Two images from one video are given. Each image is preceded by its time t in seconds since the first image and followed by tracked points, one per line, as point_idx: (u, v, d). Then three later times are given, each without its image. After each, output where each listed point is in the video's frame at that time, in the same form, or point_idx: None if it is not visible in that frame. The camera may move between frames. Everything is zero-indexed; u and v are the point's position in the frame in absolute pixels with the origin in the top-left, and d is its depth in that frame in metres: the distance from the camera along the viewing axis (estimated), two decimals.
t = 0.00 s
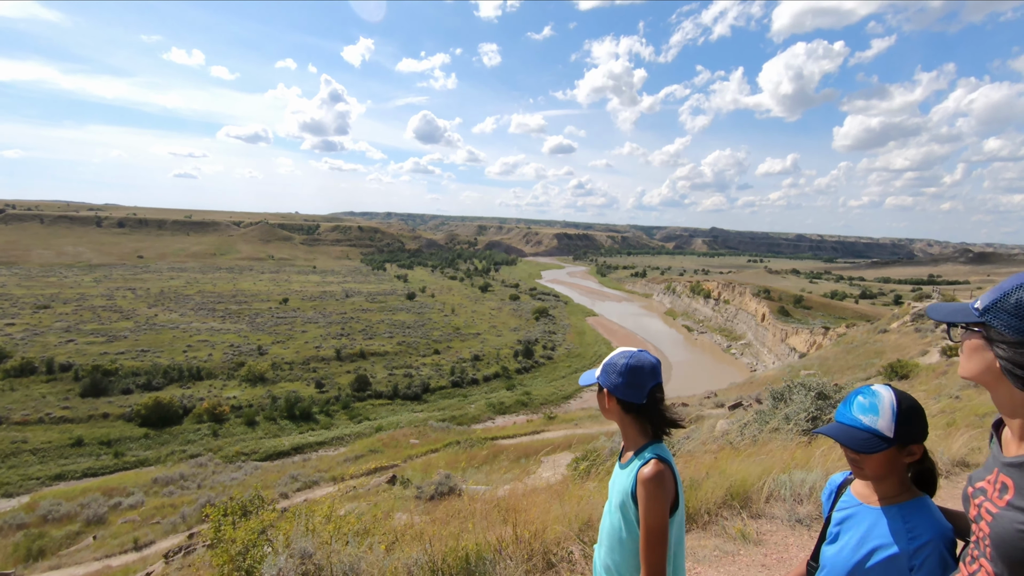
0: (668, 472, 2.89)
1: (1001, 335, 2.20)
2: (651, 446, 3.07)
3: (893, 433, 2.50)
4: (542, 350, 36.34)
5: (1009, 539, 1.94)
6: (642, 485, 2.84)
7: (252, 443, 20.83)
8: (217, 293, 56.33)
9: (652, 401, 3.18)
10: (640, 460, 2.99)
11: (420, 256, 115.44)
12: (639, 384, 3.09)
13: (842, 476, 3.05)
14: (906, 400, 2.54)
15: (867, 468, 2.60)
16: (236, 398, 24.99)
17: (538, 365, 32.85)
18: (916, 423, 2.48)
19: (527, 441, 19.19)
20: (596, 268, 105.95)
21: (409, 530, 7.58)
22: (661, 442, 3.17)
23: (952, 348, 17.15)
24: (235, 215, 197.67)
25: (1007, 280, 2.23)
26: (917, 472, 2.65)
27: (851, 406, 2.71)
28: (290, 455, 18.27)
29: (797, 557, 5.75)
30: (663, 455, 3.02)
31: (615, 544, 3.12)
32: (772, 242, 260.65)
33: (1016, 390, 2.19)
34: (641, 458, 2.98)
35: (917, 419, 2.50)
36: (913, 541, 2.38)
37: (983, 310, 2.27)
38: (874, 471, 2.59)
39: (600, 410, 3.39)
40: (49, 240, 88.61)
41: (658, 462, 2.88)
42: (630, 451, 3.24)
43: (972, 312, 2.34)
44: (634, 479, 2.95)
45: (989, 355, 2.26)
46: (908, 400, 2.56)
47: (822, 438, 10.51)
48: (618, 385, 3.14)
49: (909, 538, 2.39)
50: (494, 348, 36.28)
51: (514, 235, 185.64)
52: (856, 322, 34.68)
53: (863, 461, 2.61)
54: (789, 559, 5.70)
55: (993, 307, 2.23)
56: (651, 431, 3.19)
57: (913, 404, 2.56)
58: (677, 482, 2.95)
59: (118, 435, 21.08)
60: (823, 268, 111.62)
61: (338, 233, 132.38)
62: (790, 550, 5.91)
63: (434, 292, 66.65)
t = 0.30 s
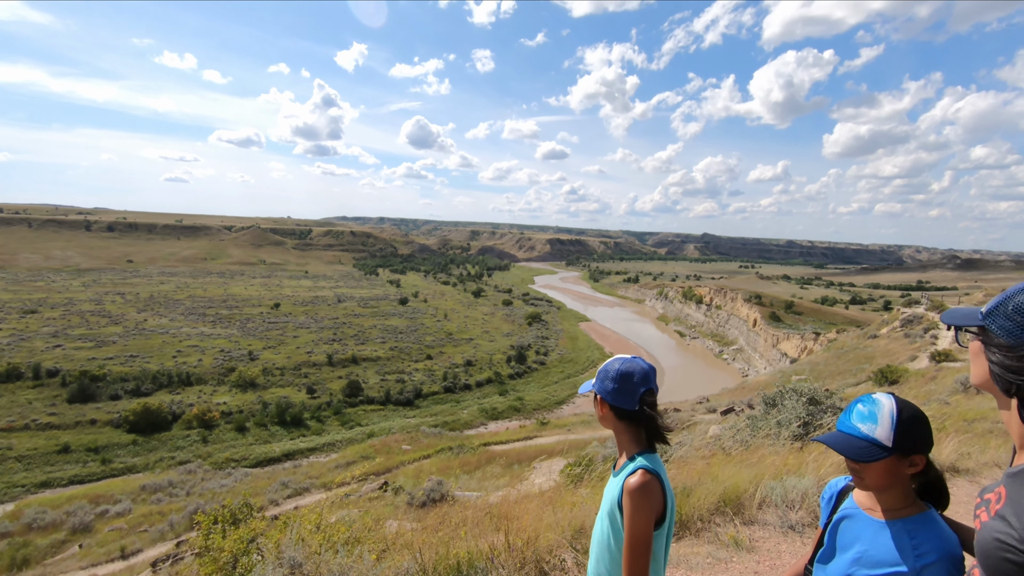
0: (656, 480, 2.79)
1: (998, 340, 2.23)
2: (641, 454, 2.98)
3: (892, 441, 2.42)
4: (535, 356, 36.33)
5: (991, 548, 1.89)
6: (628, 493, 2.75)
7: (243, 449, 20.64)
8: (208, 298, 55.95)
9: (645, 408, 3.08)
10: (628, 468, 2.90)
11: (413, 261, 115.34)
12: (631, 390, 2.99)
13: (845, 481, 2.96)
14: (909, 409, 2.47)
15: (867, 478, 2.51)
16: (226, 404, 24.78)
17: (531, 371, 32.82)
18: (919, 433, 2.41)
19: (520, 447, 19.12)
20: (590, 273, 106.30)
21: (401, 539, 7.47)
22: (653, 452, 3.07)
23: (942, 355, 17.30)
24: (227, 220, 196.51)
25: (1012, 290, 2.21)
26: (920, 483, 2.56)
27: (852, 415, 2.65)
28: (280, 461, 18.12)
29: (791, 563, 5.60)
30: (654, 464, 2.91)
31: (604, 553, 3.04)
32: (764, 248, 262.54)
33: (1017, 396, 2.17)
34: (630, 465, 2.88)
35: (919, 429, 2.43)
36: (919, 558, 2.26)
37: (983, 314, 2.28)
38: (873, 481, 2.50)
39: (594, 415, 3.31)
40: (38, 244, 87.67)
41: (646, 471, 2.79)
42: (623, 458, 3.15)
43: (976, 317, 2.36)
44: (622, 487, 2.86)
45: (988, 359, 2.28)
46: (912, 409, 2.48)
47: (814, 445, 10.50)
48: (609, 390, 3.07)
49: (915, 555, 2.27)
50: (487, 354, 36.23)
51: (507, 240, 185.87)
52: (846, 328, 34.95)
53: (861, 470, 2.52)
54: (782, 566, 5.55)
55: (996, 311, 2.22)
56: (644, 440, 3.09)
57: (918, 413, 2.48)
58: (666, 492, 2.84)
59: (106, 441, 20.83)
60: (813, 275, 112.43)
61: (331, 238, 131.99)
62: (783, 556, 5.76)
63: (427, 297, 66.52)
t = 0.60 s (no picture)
0: (650, 484, 2.72)
1: (1001, 342, 2.14)
2: (636, 458, 2.90)
3: (861, 437, 2.53)
4: (529, 359, 36.33)
5: (986, 553, 1.90)
6: (622, 498, 2.69)
7: (235, 454, 20.49)
8: (199, 302, 55.56)
9: (643, 411, 3.02)
10: (623, 471, 2.83)
11: (407, 265, 115.16)
12: (631, 392, 2.91)
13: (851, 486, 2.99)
14: (889, 407, 2.51)
15: (844, 474, 2.67)
16: (218, 408, 24.60)
17: (525, 374, 32.81)
18: (904, 433, 2.40)
19: (514, 450, 19.08)
20: (583, 276, 106.47)
21: (395, 543, 7.40)
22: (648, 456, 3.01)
23: (932, 356, 17.47)
24: (219, 223, 195.26)
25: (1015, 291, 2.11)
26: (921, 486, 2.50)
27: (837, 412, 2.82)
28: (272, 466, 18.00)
29: (785, 566, 5.59)
30: (648, 468, 2.85)
31: (596, 555, 2.97)
32: (756, 251, 264.14)
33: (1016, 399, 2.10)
34: (626, 469, 2.81)
35: (900, 431, 2.41)
36: (907, 560, 2.25)
37: (986, 317, 2.21)
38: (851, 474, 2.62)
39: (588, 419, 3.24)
40: (27, 247, 86.69)
41: (639, 475, 2.72)
42: (619, 460, 3.09)
43: (979, 322, 2.27)
44: (615, 491, 2.79)
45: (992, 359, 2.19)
46: (899, 409, 2.49)
47: (806, 445, 10.54)
48: (607, 392, 3.00)
49: (902, 555, 2.28)
50: (481, 357, 36.18)
51: (501, 243, 186.05)
52: (838, 330, 35.20)
53: (842, 463, 2.67)
54: (777, 568, 5.54)
55: (998, 313, 2.16)
56: (639, 443, 3.03)
57: (903, 411, 2.49)
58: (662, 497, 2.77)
59: (95, 447, 20.61)
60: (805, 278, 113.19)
61: (324, 241, 131.52)
62: (777, 558, 5.75)
63: (421, 300, 66.40)
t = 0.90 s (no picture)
0: (642, 490, 2.69)
1: (995, 354, 2.12)
2: (629, 466, 2.87)
3: (848, 437, 2.61)
4: (525, 360, 36.34)
5: (981, 566, 1.86)
6: (615, 505, 2.66)
7: (230, 457, 20.41)
8: (194, 303, 55.31)
9: (638, 419, 2.98)
10: (616, 478, 2.80)
11: (403, 266, 115.02)
12: (627, 400, 2.89)
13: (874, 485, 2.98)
14: (878, 409, 2.56)
15: (846, 475, 2.74)
16: (213, 410, 24.50)
17: (521, 375, 32.82)
18: (886, 434, 2.45)
19: (511, 452, 19.06)
20: (579, 277, 106.67)
21: (390, 549, 7.33)
22: (644, 461, 2.98)
23: (925, 356, 17.60)
24: (213, 224, 194.44)
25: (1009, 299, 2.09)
26: (913, 488, 2.48)
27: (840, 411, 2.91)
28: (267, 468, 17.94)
29: (780, 569, 5.61)
30: (642, 475, 2.83)
31: (590, 563, 2.93)
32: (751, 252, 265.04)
33: (1012, 410, 2.07)
34: (619, 475, 2.79)
35: (888, 430, 2.46)
36: (872, 554, 2.33)
37: (976, 328, 2.21)
38: (845, 472, 2.72)
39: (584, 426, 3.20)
40: (19, 249, 86.03)
41: (631, 481, 2.69)
42: (613, 467, 3.06)
43: (969, 333, 2.28)
44: (609, 499, 2.76)
45: (986, 371, 2.16)
46: (888, 411, 2.53)
47: (801, 446, 10.59)
48: (601, 401, 2.97)
49: (872, 550, 2.36)
50: (477, 358, 36.18)
51: (497, 244, 186.07)
52: (832, 330, 35.40)
53: (838, 464, 2.75)
54: (771, 571, 5.56)
55: (986, 325, 2.16)
56: (632, 450, 3.01)
57: (895, 413, 2.52)
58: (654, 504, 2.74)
59: (88, 450, 20.49)
60: (800, 278, 113.67)
61: (319, 242, 131.20)
62: (772, 561, 5.78)
63: (416, 301, 66.35)
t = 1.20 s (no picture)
0: (641, 500, 2.62)
1: (985, 363, 2.08)
2: (626, 472, 2.80)
3: (853, 438, 2.73)
4: (520, 362, 36.33)
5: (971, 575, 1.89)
6: (613, 514, 2.58)
7: (224, 462, 20.29)
8: (187, 308, 54.99)
9: (633, 424, 2.91)
10: (612, 486, 2.73)
11: (397, 269, 114.78)
12: (621, 405, 2.81)
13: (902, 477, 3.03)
14: (882, 412, 2.65)
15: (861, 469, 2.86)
16: (206, 416, 24.35)
17: (517, 377, 32.82)
18: (887, 439, 2.55)
19: (507, 454, 19.05)
20: (574, 279, 106.85)
21: (386, 554, 7.28)
22: (639, 467, 2.91)
23: (917, 355, 17.72)
24: (206, 228, 193.29)
25: (998, 305, 2.04)
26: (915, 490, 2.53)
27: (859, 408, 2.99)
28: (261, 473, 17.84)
29: (774, 570, 5.63)
30: (639, 482, 2.75)
31: (586, 567, 2.87)
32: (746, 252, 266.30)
33: (1000, 420, 2.03)
34: (616, 482, 2.71)
35: (888, 435, 2.55)
36: (863, 547, 2.56)
37: (966, 335, 2.16)
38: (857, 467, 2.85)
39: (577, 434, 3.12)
40: (9, 255, 85.21)
41: (630, 490, 2.61)
42: (607, 474, 2.98)
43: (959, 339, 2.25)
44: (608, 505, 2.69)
45: (977, 381, 2.12)
46: (891, 415, 2.61)
47: (796, 446, 10.63)
48: (595, 406, 2.88)
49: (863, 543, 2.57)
50: (472, 360, 36.14)
51: (491, 247, 185.99)
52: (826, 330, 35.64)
53: (849, 462, 2.87)
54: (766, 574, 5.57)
55: (976, 333, 2.11)
56: (627, 456, 2.93)
57: (899, 417, 2.60)
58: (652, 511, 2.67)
59: (81, 457, 20.32)
60: (793, 278, 114.21)
61: (313, 245, 130.79)
62: (767, 562, 5.79)
63: (411, 304, 66.26)
